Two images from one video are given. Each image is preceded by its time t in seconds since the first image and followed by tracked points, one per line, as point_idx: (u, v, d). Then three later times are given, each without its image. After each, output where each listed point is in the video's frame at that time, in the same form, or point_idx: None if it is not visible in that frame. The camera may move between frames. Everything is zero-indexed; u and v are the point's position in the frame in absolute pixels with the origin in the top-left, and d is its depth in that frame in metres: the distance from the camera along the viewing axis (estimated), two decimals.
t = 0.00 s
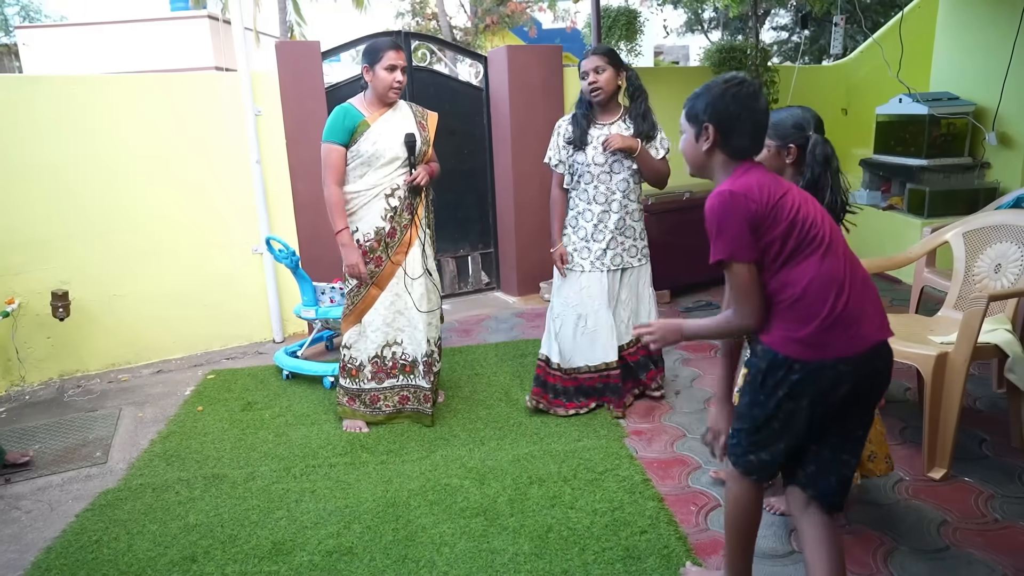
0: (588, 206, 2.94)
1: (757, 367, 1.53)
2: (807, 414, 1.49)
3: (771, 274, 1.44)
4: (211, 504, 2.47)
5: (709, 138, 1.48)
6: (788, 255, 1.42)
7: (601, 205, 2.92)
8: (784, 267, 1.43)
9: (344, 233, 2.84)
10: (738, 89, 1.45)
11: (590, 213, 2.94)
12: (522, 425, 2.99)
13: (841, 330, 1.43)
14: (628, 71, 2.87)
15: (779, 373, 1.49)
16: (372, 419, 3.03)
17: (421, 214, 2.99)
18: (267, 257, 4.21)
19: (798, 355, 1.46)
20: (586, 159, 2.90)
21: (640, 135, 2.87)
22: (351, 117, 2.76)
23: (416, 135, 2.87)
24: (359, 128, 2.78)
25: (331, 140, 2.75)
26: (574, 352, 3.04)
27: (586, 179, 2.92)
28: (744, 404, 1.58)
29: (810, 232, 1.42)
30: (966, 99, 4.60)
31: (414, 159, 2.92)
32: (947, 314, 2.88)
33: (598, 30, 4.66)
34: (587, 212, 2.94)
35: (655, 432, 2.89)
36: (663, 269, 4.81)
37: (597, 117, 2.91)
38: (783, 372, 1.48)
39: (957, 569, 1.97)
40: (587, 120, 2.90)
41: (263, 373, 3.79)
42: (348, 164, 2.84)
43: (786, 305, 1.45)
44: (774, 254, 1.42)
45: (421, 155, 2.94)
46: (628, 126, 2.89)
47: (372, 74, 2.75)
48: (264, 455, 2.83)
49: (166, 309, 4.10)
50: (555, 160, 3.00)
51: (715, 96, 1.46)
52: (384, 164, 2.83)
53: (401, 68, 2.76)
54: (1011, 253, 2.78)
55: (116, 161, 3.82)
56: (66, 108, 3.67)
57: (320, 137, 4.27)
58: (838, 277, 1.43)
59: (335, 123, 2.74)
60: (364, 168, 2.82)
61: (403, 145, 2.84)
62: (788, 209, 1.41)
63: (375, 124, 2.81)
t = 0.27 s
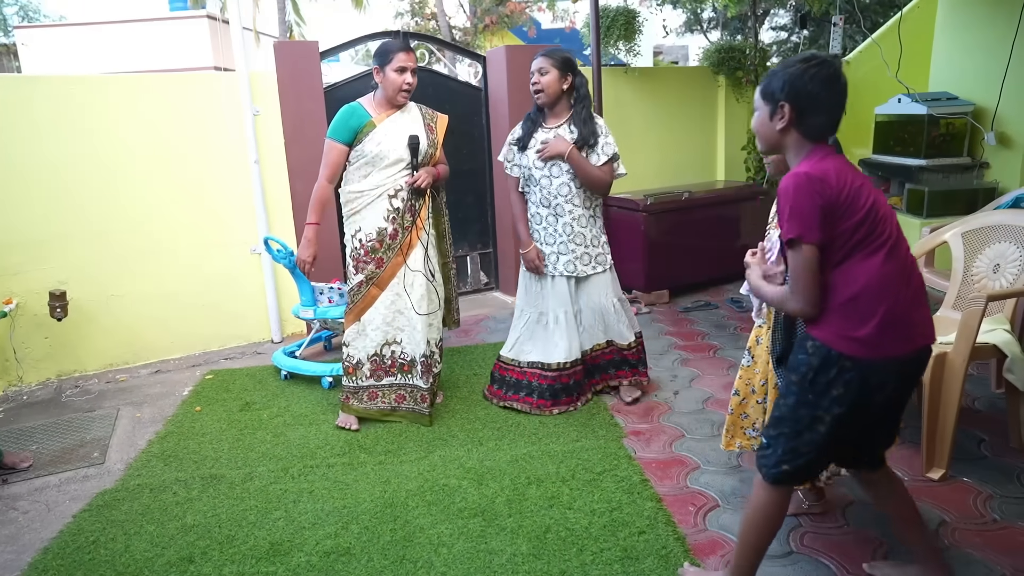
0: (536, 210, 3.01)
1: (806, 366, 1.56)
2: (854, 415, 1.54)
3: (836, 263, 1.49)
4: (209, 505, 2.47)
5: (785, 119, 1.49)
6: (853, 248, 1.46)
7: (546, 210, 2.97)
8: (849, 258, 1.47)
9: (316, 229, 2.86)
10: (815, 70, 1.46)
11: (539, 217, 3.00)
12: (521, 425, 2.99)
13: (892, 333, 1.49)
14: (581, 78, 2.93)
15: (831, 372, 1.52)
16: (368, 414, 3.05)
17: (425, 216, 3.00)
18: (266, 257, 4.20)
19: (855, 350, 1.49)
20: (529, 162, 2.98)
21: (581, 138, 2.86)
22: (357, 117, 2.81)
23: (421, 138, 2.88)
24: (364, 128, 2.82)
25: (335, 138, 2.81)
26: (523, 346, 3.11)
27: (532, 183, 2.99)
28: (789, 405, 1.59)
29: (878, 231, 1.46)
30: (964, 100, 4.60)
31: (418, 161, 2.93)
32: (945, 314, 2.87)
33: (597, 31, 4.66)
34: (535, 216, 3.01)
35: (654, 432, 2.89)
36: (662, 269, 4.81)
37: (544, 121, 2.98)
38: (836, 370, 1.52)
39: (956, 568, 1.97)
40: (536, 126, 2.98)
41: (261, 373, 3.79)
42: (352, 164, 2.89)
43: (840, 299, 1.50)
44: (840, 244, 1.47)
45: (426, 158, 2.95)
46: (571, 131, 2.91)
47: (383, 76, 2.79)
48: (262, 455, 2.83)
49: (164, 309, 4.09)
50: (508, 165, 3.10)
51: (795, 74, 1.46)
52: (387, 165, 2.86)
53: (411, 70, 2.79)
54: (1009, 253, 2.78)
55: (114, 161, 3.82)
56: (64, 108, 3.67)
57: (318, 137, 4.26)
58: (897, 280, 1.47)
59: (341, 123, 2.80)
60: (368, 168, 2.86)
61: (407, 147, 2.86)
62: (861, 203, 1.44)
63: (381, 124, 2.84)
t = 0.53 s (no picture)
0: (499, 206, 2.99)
1: (865, 351, 1.52)
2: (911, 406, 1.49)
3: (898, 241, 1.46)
4: (206, 505, 2.46)
5: (880, 104, 1.44)
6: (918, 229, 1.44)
7: (506, 205, 2.93)
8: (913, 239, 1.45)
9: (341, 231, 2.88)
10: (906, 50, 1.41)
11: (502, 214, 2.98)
12: (520, 425, 2.98)
13: (957, 318, 1.45)
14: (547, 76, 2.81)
15: (891, 358, 1.48)
16: (373, 410, 3.09)
17: (424, 213, 3.02)
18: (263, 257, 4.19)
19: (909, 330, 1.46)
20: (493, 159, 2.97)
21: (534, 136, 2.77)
22: (355, 116, 2.81)
23: (419, 134, 2.89)
24: (362, 126, 2.83)
25: (335, 138, 2.81)
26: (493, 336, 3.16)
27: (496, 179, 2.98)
28: (849, 398, 1.55)
29: (950, 214, 1.43)
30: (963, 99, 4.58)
31: (417, 157, 2.95)
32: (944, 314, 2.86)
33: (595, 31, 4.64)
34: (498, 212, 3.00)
35: (652, 433, 2.89)
36: (661, 269, 4.80)
37: (515, 120, 2.91)
38: (895, 355, 1.48)
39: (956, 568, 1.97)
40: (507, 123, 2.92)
41: (259, 374, 3.78)
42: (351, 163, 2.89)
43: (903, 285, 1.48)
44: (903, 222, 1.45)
45: (424, 154, 2.97)
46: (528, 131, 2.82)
47: (377, 74, 2.78)
48: (260, 456, 2.82)
49: (162, 309, 4.08)
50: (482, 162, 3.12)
51: (893, 52, 1.40)
52: (386, 162, 2.87)
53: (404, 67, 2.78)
54: (1009, 253, 2.77)
55: (112, 161, 3.81)
56: (62, 109, 3.66)
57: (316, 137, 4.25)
58: (964, 266, 1.44)
59: (339, 122, 2.80)
60: (368, 166, 2.86)
61: (405, 144, 2.88)
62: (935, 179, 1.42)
63: (379, 121, 2.84)
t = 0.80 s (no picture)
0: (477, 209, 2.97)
1: (901, 378, 1.38)
2: (948, 428, 1.39)
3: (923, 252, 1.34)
4: (204, 506, 2.46)
5: (886, 82, 1.34)
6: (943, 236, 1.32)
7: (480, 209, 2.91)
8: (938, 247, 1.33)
9: (358, 219, 2.79)
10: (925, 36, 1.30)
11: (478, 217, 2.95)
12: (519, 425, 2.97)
13: (976, 332, 1.35)
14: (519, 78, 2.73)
15: (933, 386, 1.36)
16: (373, 407, 3.09)
17: (417, 209, 3.05)
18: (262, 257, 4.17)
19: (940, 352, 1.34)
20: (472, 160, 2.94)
21: (503, 139, 2.72)
22: (345, 115, 2.78)
23: (408, 130, 2.91)
24: (353, 126, 2.80)
25: (326, 139, 2.77)
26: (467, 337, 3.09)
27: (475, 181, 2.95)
28: (881, 428, 1.40)
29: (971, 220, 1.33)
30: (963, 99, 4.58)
31: (407, 155, 2.96)
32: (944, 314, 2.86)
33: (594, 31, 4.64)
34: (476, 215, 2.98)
35: (651, 433, 2.88)
36: (659, 269, 4.80)
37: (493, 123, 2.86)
38: (936, 382, 1.35)
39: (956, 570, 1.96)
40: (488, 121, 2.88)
41: (258, 374, 3.77)
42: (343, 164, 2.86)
43: (931, 301, 1.35)
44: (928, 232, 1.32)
45: (414, 151, 2.99)
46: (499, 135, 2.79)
47: (362, 73, 2.75)
48: (258, 456, 2.82)
49: (160, 309, 4.07)
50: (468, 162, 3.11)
51: (905, 36, 1.30)
52: (379, 161, 2.87)
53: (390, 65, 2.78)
54: (1009, 252, 2.77)
55: (110, 161, 3.80)
56: (59, 108, 3.65)
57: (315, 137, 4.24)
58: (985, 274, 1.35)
59: (329, 123, 2.77)
60: (361, 165, 2.86)
61: (396, 141, 2.88)
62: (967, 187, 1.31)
63: (368, 121, 2.83)
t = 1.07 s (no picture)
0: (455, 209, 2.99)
1: (890, 400, 1.29)
2: (941, 447, 1.30)
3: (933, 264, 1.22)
4: (201, 506, 2.45)
5: (865, 94, 1.29)
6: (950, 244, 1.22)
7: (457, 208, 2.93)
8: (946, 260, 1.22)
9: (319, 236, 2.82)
10: (894, 36, 1.25)
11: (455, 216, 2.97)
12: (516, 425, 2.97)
13: (973, 346, 1.26)
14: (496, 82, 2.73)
15: (924, 407, 1.28)
16: (356, 409, 3.10)
17: (397, 210, 3.06)
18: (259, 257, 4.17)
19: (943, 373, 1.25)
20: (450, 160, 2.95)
21: (482, 143, 2.72)
22: (321, 115, 2.75)
23: (385, 130, 2.90)
24: (330, 126, 2.78)
25: (303, 140, 2.74)
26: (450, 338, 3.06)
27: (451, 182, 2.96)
28: (871, 451, 1.32)
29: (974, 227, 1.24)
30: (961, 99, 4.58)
31: (385, 155, 2.96)
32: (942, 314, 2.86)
33: (593, 30, 4.64)
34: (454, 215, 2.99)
35: (649, 433, 2.88)
36: (658, 269, 4.80)
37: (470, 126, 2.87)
38: (927, 403, 1.27)
39: (954, 570, 1.95)
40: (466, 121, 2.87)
41: (255, 374, 3.77)
42: (320, 165, 2.84)
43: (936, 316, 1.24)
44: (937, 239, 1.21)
45: (391, 151, 2.98)
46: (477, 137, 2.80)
47: (338, 73, 2.74)
48: (255, 456, 2.81)
49: (158, 309, 4.07)
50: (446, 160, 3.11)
51: (875, 39, 1.25)
52: (358, 161, 2.85)
53: (364, 65, 2.77)
54: (1007, 252, 2.77)
55: (109, 161, 3.80)
56: (57, 109, 3.64)
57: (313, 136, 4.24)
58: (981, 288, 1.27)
59: (305, 123, 2.74)
60: (340, 165, 2.84)
61: (374, 141, 2.87)
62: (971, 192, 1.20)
63: (346, 120, 2.81)
